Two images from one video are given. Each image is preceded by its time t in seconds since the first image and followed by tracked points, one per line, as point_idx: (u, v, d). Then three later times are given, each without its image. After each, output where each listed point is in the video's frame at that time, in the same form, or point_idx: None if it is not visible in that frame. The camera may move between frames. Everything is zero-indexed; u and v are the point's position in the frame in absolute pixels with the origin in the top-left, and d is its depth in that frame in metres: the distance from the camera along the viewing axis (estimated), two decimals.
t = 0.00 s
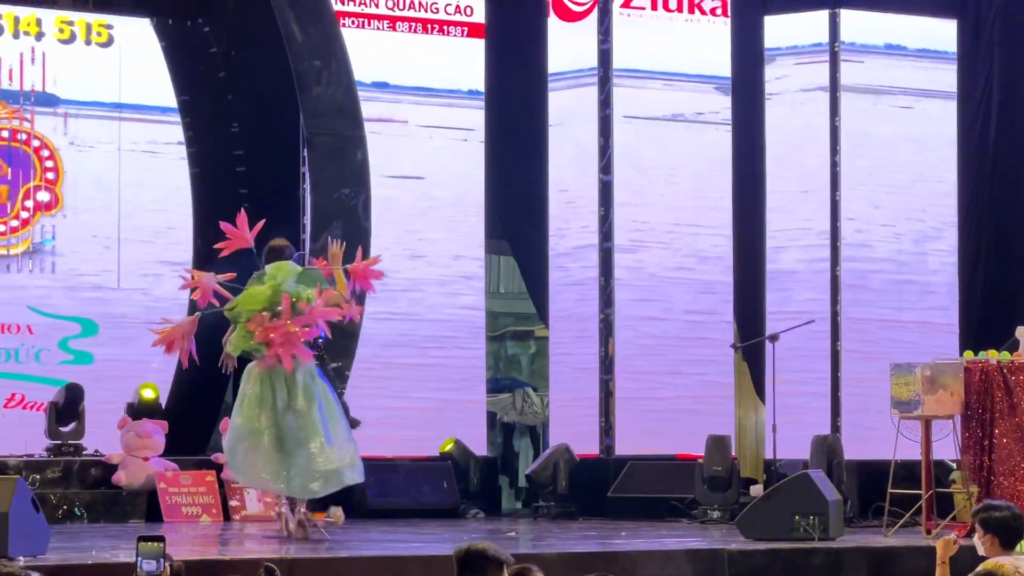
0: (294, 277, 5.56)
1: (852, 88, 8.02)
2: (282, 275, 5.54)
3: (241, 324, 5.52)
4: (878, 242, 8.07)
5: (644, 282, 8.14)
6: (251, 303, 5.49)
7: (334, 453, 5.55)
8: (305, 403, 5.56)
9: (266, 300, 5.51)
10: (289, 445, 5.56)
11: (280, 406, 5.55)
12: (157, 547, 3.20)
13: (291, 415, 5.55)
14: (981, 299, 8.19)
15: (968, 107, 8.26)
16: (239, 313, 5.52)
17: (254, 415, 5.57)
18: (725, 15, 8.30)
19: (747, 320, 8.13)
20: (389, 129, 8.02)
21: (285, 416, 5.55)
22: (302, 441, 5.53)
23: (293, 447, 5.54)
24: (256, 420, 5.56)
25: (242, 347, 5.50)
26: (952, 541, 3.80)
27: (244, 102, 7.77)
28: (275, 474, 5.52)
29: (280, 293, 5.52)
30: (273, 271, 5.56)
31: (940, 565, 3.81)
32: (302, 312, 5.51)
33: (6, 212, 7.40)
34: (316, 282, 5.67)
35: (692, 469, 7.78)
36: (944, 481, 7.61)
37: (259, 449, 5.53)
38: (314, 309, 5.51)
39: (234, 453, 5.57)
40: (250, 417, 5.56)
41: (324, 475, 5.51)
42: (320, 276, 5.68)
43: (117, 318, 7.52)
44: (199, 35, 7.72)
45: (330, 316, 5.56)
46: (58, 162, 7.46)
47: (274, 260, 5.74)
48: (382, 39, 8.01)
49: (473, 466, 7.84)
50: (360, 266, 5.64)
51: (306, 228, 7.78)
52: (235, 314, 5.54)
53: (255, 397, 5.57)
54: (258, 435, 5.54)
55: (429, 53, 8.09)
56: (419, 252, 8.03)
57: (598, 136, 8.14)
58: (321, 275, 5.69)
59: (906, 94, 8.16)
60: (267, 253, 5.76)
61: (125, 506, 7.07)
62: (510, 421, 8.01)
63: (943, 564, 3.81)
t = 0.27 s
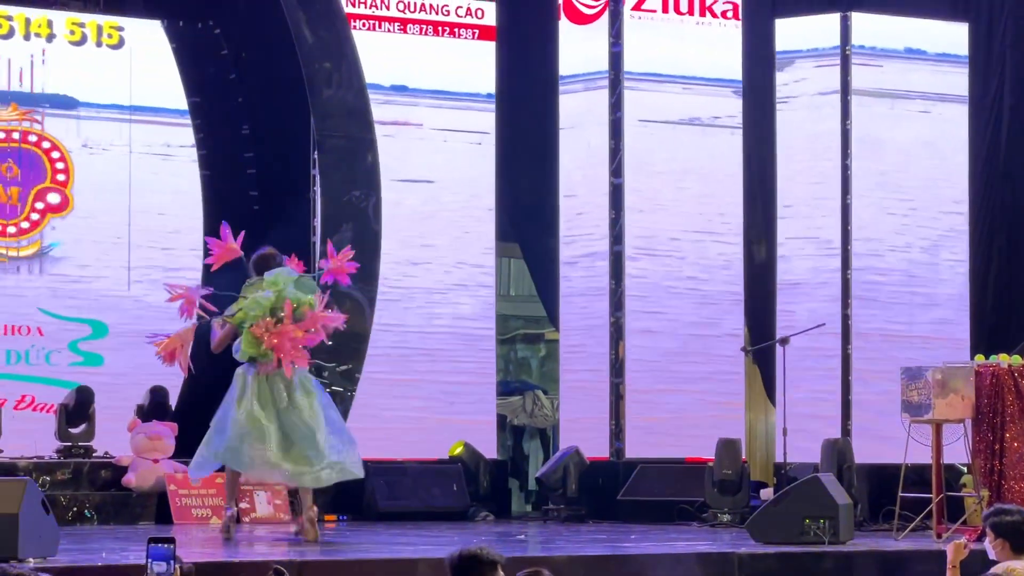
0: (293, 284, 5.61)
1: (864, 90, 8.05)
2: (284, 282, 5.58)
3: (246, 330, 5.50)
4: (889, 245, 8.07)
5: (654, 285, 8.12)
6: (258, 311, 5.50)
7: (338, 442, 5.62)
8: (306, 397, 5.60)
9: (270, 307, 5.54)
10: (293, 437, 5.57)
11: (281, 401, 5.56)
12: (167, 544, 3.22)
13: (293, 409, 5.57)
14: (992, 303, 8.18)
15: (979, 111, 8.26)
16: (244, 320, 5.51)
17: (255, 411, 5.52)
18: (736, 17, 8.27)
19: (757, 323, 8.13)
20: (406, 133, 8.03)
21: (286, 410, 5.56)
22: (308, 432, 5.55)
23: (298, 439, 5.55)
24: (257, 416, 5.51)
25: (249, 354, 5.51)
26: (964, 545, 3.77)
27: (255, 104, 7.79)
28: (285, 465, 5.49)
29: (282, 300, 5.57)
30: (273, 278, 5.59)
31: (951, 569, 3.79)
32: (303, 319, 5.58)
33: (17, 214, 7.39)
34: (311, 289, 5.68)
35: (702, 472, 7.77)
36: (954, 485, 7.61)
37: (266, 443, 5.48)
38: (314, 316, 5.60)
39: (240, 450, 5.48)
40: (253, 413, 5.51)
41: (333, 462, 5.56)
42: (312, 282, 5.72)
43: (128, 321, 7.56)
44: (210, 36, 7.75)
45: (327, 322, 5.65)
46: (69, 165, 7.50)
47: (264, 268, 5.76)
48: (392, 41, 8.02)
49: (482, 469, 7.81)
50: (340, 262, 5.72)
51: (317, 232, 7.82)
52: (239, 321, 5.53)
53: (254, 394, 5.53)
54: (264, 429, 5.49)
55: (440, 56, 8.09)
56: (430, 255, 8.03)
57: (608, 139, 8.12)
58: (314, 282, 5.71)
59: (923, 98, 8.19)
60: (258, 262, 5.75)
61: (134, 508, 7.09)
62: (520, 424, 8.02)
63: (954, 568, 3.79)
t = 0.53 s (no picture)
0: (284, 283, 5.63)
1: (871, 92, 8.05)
2: (278, 281, 5.61)
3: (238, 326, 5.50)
4: (896, 247, 8.07)
5: (662, 286, 8.13)
6: (252, 307, 5.50)
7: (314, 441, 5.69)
8: (288, 395, 5.66)
9: (263, 304, 5.54)
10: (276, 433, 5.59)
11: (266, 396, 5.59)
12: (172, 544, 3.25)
13: (277, 404, 5.60)
14: (999, 306, 8.18)
15: (987, 112, 8.26)
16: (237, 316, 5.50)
17: (243, 404, 5.52)
18: (745, 19, 8.26)
19: (765, 324, 8.12)
20: (416, 134, 8.02)
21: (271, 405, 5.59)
22: (291, 428, 5.58)
23: (281, 434, 5.58)
24: (244, 410, 5.50)
25: (239, 349, 5.50)
26: (972, 546, 3.77)
27: (263, 105, 7.82)
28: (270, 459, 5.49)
29: (276, 298, 5.58)
30: (266, 275, 5.61)
31: (959, 570, 3.78)
32: (292, 318, 5.61)
33: (25, 214, 7.41)
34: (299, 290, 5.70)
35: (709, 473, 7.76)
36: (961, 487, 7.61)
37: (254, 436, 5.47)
38: (304, 317, 5.63)
39: (228, 441, 5.45)
40: (242, 406, 5.50)
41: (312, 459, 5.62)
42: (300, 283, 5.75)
43: (136, 322, 7.58)
44: (218, 37, 7.78)
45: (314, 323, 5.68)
46: (78, 166, 7.53)
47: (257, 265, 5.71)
48: (400, 42, 8.01)
49: (489, 471, 7.80)
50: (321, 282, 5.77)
51: (323, 233, 7.77)
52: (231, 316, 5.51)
53: (241, 390, 5.54)
54: (252, 422, 5.49)
55: (448, 57, 8.08)
56: (437, 257, 8.03)
57: (616, 141, 8.13)
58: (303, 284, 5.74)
59: (931, 101, 8.19)
60: (248, 259, 5.68)
61: (141, 509, 7.07)
62: (527, 425, 8.01)
63: (961, 570, 3.77)
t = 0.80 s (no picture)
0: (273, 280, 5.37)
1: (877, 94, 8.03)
2: (267, 278, 5.35)
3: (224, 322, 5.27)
4: (903, 247, 8.06)
5: (668, 286, 8.13)
6: (239, 304, 5.26)
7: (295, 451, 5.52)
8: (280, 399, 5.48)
9: (250, 301, 5.29)
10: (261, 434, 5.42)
11: (258, 396, 5.41)
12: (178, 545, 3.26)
13: (266, 406, 5.43)
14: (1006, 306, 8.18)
15: (994, 113, 8.25)
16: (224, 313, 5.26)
17: (233, 401, 5.36)
18: (752, 19, 8.28)
19: (772, 324, 8.13)
20: (420, 134, 8.01)
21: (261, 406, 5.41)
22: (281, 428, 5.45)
23: (266, 437, 5.41)
24: (233, 406, 5.35)
25: (226, 347, 5.28)
26: (977, 546, 3.77)
27: (269, 106, 7.94)
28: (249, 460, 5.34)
29: (264, 295, 5.33)
30: (255, 272, 5.35)
31: (964, 570, 3.78)
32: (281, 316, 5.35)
33: (32, 213, 7.44)
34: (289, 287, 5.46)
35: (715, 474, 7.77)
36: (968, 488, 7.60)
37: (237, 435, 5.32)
38: (293, 314, 5.37)
39: (211, 434, 5.32)
40: (230, 402, 5.34)
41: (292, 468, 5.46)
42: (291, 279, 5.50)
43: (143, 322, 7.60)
44: (226, 37, 7.87)
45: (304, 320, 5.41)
46: (85, 165, 7.54)
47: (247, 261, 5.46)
48: (407, 42, 8.01)
49: (496, 471, 7.82)
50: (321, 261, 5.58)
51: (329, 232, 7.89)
52: (218, 314, 5.27)
53: (232, 385, 5.37)
54: (238, 421, 5.33)
55: (455, 57, 8.09)
56: (442, 257, 8.02)
57: (622, 141, 8.14)
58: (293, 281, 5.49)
59: (937, 102, 8.18)
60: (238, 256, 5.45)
61: (147, 508, 7.07)
62: (534, 425, 8.02)
63: (967, 570, 3.77)
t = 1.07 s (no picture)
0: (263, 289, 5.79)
1: (882, 93, 8.06)
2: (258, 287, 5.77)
3: (217, 331, 5.65)
4: (908, 247, 8.07)
5: (673, 286, 8.13)
6: (233, 313, 5.64)
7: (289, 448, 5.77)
8: (271, 399, 5.79)
9: (241, 309, 5.68)
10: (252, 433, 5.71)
11: (248, 397, 5.75)
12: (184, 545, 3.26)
13: (256, 407, 5.74)
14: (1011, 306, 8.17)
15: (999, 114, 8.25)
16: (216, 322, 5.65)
17: (222, 403, 5.67)
18: (757, 19, 8.27)
19: (777, 324, 8.13)
20: (428, 134, 8.03)
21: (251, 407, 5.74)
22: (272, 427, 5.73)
23: (257, 435, 5.70)
24: (223, 407, 5.66)
25: (218, 356, 5.65)
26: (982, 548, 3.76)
27: (275, 106, 7.96)
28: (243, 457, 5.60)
29: (256, 304, 5.73)
30: (246, 281, 5.76)
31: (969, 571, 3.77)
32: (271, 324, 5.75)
33: (37, 212, 7.46)
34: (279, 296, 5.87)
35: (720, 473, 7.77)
36: (972, 488, 7.59)
37: (228, 434, 5.59)
38: (282, 321, 5.78)
39: (202, 435, 5.59)
40: (220, 404, 5.66)
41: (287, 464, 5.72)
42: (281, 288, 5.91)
43: (148, 321, 7.60)
44: (232, 36, 7.90)
45: (293, 328, 5.82)
46: (90, 165, 7.55)
47: (236, 270, 5.88)
48: (412, 42, 8.02)
49: (500, 472, 7.81)
50: (314, 267, 5.95)
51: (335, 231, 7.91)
52: (211, 322, 5.66)
53: (221, 388, 5.70)
54: (227, 420, 5.62)
55: (460, 57, 8.09)
56: (449, 256, 8.04)
57: (627, 140, 8.15)
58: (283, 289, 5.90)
59: (944, 104, 8.20)
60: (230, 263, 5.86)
61: (153, 507, 7.07)
62: (538, 424, 8.01)
63: (972, 571, 3.77)
